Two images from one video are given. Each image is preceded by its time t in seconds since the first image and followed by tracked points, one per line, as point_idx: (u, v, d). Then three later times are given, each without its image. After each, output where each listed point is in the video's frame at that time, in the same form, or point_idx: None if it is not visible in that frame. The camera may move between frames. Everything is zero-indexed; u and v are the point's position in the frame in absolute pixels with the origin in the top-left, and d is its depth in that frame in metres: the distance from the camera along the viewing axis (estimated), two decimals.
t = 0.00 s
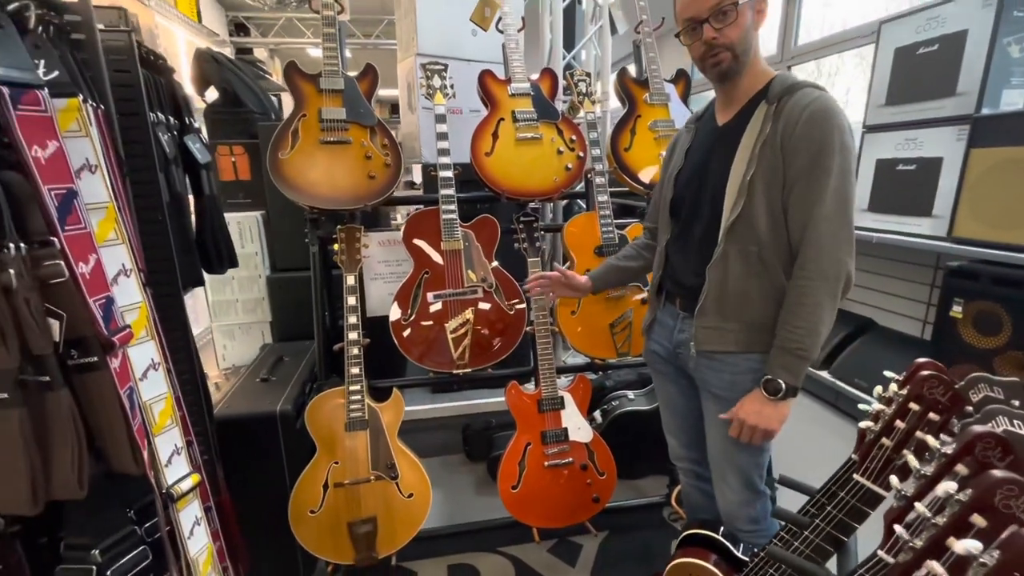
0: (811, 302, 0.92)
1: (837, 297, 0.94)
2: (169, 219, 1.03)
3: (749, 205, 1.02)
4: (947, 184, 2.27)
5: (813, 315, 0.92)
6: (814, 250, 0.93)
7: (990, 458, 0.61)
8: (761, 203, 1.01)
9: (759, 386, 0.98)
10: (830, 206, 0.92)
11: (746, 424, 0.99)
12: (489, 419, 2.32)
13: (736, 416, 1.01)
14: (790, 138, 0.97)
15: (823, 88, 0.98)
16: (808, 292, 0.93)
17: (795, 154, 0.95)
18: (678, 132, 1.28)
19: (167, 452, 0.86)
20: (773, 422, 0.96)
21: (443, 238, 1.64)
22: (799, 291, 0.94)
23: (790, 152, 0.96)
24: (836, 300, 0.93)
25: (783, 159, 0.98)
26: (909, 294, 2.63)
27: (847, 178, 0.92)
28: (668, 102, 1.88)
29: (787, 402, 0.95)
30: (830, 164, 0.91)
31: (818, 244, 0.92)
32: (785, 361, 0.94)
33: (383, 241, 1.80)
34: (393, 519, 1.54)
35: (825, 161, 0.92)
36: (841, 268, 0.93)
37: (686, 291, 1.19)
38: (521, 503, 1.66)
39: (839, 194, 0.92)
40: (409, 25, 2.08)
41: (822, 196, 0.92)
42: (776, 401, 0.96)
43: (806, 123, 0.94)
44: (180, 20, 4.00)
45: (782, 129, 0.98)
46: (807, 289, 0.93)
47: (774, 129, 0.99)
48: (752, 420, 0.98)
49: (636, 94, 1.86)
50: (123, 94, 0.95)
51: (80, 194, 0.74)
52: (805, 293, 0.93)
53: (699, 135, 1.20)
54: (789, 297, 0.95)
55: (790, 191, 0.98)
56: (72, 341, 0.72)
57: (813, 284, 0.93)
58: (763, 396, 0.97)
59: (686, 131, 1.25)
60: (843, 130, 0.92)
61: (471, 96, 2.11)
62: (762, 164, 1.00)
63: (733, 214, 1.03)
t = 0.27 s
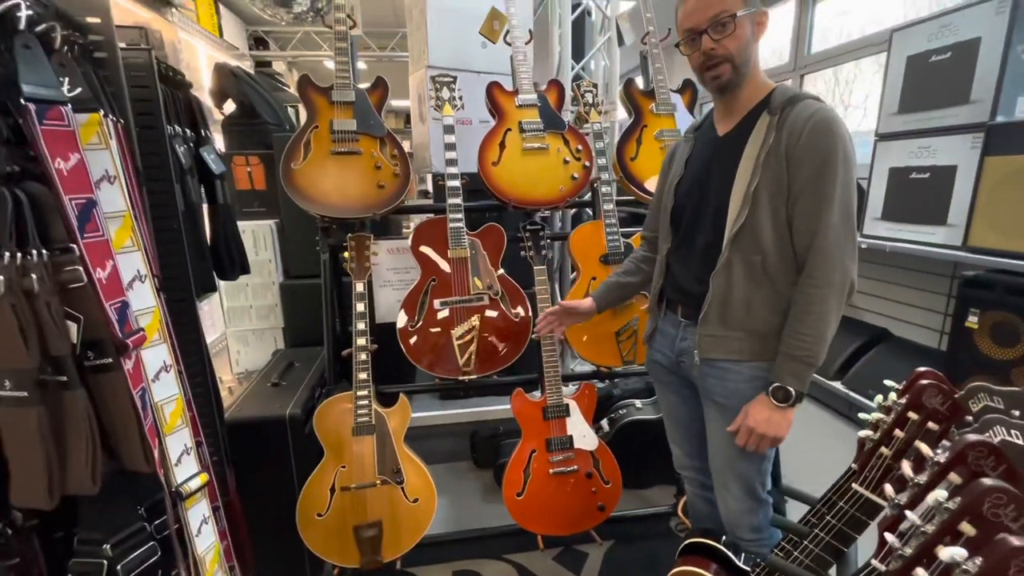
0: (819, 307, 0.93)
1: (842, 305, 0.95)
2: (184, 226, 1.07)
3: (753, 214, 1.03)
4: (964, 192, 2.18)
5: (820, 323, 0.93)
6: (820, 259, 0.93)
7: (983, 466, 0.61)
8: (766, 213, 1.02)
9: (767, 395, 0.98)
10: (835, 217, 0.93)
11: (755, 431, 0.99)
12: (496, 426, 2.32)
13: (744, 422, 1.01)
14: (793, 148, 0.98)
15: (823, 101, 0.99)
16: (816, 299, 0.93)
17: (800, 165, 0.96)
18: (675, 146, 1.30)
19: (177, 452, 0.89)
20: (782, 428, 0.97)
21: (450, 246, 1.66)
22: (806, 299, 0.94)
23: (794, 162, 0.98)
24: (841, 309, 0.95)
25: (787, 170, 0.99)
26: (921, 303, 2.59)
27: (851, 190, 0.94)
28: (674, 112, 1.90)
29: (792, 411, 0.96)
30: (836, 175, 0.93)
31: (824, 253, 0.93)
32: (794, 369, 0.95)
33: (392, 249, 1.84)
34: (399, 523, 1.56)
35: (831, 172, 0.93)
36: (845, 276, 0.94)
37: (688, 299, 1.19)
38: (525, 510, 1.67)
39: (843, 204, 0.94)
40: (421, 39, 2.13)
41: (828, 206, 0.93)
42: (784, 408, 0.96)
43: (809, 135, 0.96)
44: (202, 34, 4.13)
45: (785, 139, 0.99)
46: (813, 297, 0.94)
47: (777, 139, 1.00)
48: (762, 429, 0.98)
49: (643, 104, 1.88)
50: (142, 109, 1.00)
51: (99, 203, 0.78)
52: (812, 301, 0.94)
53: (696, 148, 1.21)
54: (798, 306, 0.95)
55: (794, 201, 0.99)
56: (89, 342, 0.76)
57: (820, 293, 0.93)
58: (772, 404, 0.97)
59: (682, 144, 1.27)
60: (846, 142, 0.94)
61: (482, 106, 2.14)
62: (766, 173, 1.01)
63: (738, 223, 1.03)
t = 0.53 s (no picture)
0: (811, 316, 0.94)
1: (835, 311, 0.96)
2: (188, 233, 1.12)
3: (744, 221, 1.04)
4: (964, 202, 2.16)
5: (813, 330, 0.94)
6: (811, 266, 0.94)
7: (963, 467, 0.63)
8: (756, 220, 1.03)
9: (761, 403, 0.99)
10: (825, 224, 0.94)
11: (750, 439, 1.00)
12: (497, 430, 2.33)
13: (738, 433, 1.02)
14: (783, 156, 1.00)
15: (815, 109, 1.00)
16: (809, 306, 0.94)
17: (790, 173, 0.98)
18: (672, 151, 1.31)
19: (178, 451, 0.91)
20: (774, 435, 0.98)
21: (450, 251, 1.69)
22: (798, 306, 0.95)
23: (784, 170, 0.99)
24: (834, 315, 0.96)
25: (776, 178, 1.01)
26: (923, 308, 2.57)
27: (841, 197, 0.95)
28: (673, 119, 1.92)
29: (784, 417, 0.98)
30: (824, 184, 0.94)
31: (814, 260, 0.94)
32: (787, 377, 0.96)
33: (393, 254, 1.86)
34: (398, 525, 1.58)
35: (819, 181, 0.94)
36: (837, 283, 0.95)
37: (682, 304, 1.20)
38: (524, 513, 1.68)
39: (833, 212, 0.95)
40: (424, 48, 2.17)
41: (818, 213, 0.94)
42: (777, 415, 0.97)
43: (799, 143, 0.97)
44: (212, 44, 4.21)
45: (776, 147, 1.00)
46: (805, 303, 0.94)
47: (768, 147, 1.02)
48: (756, 436, 0.99)
49: (642, 110, 1.90)
50: (148, 119, 1.04)
51: (106, 208, 0.81)
52: (804, 309, 0.94)
53: (693, 151, 1.22)
54: (789, 311, 0.96)
55: (784, 209, 1.00)
56: (95, 343, 0.79)
57: (812, 300, 0.94)
58: (765, 410, 0.98)
59: (678, 150, 1.28)
60: (836, 151, 0.95)
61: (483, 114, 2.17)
62: (756, 181, 1.03)
63: (729, 230, 1.05)
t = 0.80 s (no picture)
0: (792, 321, 0.94)
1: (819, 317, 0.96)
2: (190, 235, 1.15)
3: (734, 221, 1.06)
4: (963, 200, 2.16)
5: (795, 334, 0.94)
6: (795, 269, 0.95)
7: (942, 462, 0.65)
8: (747, 220, 1.05)
9: (742, 405, 0.99)
10: (811, 228, 0.95)
11: (726, 439, 1.01)
12: (497, 431, 2.35)
13: (717, 431, 1.03)
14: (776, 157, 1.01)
15: (815, 110, 1.01)
16: (791, 309, 0.95)
17: (781, 174, 0.99)
18: (677, 147, 1.32)
19: (178, 448, 0.94)
20: (751, 438, 0.99)
21: (448, 254, 1.71)
22: (781, 310, 0.96)
23: (776, 171, 1.00)
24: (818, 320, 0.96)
25: (768, 179, 1.02)
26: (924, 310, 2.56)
27: (832, 201, 0.95)
28: (669, 122, 1.93)
29: (766, 418, 0.98)
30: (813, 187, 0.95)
31: (800, 262, 0.95)
32: (767, 380, 0.96)
33: (392, 256, 1.88)
34: (397, 524, 1.59)
35: (808, 184, 0.95)
36: (823, 288, 0.95)
37: (679, 304, 1.22)
38: (522, 513, 1.69)
39: (822, 216, 0.95)
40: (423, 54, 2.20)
41: (806, 215, 0.95)
42: (755, 418, 0.98)
43: (792, 145, 0.98)
44: (217, 50, 4.25)
45: (769, 148, 1.01)
46: (788, 307, 0.95)
47: (762, 147, 1.03)
48: (731, 435, 1.00)
49: (638, 114, 1.92)
50: (150, 124, 1.07)
51: (108, 212, 0.83)
52: (786, 312, 0.95)
53: (696, 149, 1.24)
54: (772, 312, 0.97)
55: (774, 210, 1.02)
56: (97, 342, 0.81)
57: (796, 304, 0.94)
58: (744, 413, 0.99)
59: (685, 144, 1.28)
60: (828, 154, 0.96)
61: (482, 118, 2.20)
62: (749, 181, 1.04)
63: (720, 229, 1.07)
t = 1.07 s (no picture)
0: (795, 322, 0.96)
1: (823, 319, 0.97)
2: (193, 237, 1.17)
3: (742, 221, 1.07)
4: (962, 200, 2.16)
5: (795, 336, 0.96)
6: (800, 270, 0.96)
7: (926, 455, 0.67)
8: (755, 221, 1.06)
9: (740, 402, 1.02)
10: (819, 229, 0.95)
11: (722, 434, 1.04)
12: (498, 432, 2.36)
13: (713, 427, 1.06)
14: (785, 159, 1.02)
15: (826, 111, 1.01)
16: (794, 311, 0.96)
17: (790, 175, 1.00)
18: (688, 138, 1.34)
19: (181, 446, 0.96)
20: (745, 434, 1.01)
21: (448, 255, 1.73)
22: (785, 311, 0.97)
23: (785, 173, 1.01)
24: (822, 322, 0.97)
25: (777, 181, 1.03)
26: (922, 309, 2.56)
27: (841, 203, 0.96)
28: (667, 124, 1.94)
29: (761, 417, 1.00)
30: (822, 189, 0.95)
31: (806, 263, 0.96)
32: (764, 380, 0.99)
33: (393, 258, 1.90)
34: (398, 523, 1.61)
35: (817, 185, 0.96)
36: (827, 290, 0.96)
37: (685, 304, 1.23)
38: (522, 513, 1.70)
39: (830, 218, 0.96)
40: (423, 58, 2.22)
41: (813, 217, 0.96)
42: (753, 415, 1.00)
43: (802, 146, 0.98)
44: (220, 55, 4.29)
45: (779, 149, 1.02)
46: (791, 308, 0.96)
47: (772, 148, 1.04)
48: (727, 431, 1.03)
49: (635, 116, 1.93)
50: (155, 129, 1.10)
51: (114, 215, 0.86)
52: (790, 314, 0.96)
53: (707, 146, 1.25)
54: (777, 313, 0.98)
55: (782, 212, 1.03)
56: (102, 341, 0.84)
57: (802, 304, 0.96)
58: (741, 411, 1.01)
59: (695, 140, 1.30)
60: (838, 156, 0.96)
61: (482, 121, 2.22)
62: (758, 182, 1.05)
63: (727, 229, 1.08)
